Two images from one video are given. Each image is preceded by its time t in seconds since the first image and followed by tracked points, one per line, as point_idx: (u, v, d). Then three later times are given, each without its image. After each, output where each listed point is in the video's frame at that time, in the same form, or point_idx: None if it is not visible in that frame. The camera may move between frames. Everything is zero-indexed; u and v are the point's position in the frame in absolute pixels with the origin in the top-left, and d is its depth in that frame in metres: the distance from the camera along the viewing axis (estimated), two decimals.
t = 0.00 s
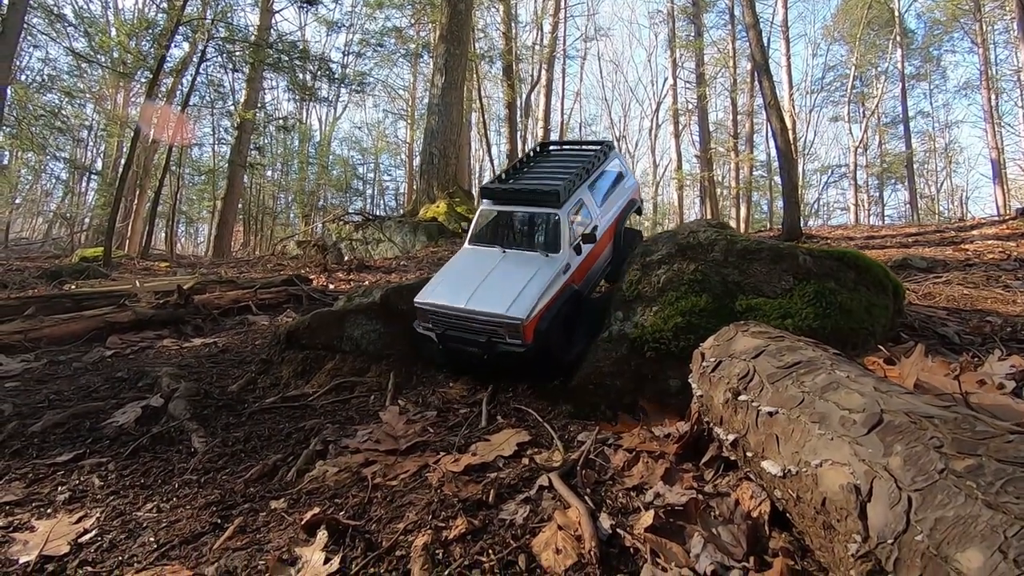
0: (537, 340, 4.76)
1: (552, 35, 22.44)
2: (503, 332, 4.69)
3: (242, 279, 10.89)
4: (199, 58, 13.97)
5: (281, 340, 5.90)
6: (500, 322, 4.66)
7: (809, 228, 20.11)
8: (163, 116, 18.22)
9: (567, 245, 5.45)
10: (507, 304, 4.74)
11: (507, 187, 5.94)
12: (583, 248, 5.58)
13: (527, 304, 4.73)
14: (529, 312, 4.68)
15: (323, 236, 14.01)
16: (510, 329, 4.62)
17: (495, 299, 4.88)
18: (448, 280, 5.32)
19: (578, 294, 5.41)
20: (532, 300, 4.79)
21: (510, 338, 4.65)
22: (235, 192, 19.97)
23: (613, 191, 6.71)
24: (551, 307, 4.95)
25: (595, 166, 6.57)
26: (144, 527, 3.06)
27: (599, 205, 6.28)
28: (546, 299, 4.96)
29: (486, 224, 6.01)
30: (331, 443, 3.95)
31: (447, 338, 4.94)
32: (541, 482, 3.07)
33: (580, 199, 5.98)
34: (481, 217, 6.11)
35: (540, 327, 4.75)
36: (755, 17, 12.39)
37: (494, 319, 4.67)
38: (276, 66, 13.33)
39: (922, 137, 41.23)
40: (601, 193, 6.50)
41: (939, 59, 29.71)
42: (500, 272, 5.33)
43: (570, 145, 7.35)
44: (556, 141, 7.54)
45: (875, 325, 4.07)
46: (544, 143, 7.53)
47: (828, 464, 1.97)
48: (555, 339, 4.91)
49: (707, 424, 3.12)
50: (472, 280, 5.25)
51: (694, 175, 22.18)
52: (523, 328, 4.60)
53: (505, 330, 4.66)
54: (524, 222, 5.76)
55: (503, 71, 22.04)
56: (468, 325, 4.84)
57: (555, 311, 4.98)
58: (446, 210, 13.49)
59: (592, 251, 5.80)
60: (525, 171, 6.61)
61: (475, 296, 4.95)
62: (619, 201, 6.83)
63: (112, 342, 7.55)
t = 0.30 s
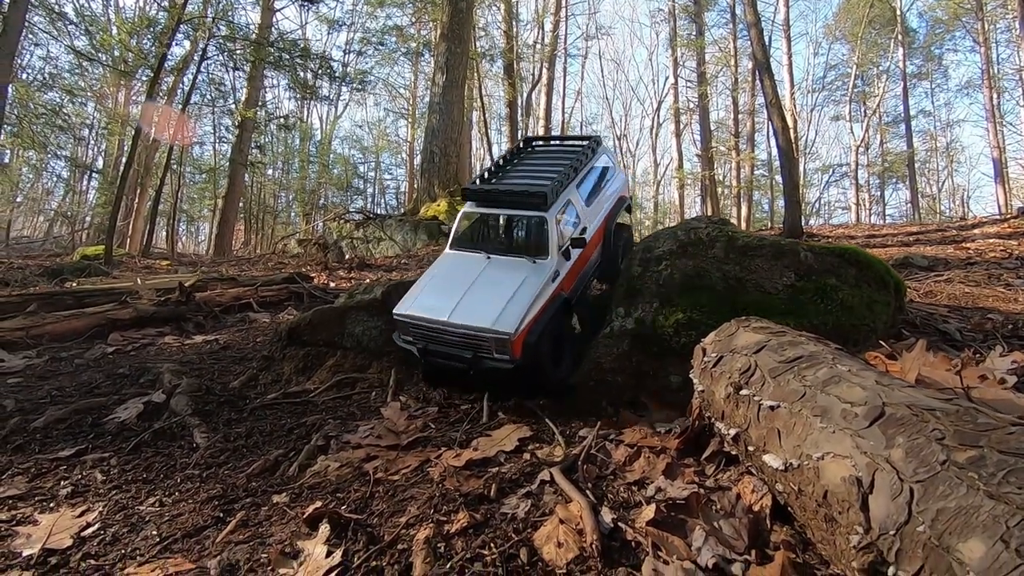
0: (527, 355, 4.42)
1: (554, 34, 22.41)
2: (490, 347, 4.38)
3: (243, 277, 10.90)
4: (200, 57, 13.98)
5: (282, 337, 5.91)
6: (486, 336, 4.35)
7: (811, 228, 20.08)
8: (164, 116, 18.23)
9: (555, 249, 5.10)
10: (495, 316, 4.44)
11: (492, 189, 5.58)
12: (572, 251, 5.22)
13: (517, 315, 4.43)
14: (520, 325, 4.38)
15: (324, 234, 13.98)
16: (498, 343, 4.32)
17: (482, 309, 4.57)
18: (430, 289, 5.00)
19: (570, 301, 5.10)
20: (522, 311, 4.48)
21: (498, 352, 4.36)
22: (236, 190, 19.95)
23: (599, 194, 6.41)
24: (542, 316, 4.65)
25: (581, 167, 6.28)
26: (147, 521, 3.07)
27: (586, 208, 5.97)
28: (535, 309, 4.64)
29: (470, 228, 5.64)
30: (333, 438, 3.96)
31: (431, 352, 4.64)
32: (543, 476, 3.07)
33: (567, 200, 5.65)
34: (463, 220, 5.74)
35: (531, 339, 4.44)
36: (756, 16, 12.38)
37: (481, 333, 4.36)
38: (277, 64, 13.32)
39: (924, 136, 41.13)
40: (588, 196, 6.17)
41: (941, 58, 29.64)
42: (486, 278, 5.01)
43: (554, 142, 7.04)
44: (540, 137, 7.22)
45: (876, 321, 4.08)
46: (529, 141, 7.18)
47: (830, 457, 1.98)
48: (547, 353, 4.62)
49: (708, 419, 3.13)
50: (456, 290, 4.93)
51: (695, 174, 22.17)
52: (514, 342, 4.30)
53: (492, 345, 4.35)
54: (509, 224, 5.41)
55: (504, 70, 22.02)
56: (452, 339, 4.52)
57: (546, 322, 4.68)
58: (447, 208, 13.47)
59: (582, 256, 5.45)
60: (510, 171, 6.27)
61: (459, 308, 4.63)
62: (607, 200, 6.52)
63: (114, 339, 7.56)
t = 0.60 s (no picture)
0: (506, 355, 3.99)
1: (555, 33, 22.36)
2: (467, 349, 3.95)
3: (247, 275, 10.92)
4: (202, 55, 13.99)
5: (288, 334, 5.92)
6: (460, 337, 3.93)
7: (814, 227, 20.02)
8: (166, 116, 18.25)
9: (527, 249, 4.92)
10: (468, 315, 4.04)
11: (460, 202, 5.60)
12: (546, 250, 5.04)
13: (491, 311, 4.06)
14: (494, 319, 3.99)
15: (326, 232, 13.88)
16: (473, 342, 3.90)
17: (455, 311, 4.18)
18: (399, 308, 4.60)
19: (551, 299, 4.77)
20: (496, 307, 4.11)
21: (474, 354, 3.93)
22: (238, 189, 19.93)
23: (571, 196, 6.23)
24: (518, 313, 4.27)
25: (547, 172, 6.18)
26: (158, 517, 3.09)
27: (558, 209, 5.80)
28: (511, 305, 4.25)
29: (442, 244, 5.58)
30: (340, 436, 3.97)
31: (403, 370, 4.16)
32: (552, 473, 3.09)
33: (536, 202, 5.53)
34: (436, 239, 5.67)
35: (508, 337, 4.04)
36: (758, 15, 12.37)
37: (453, 334, 3.95)
38: (279, 63, 13.34)
39: (927, 136, 40.96)
40: (560, 199, 6.02)
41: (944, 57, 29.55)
42: (457, 287, 4.66)
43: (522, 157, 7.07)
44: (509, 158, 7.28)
45: (882, 319, 4.08)
46: (498, 162, 7.23)
47: (842, 454, 1.99)
48: (532, 358, 4.20)
49: (716, 416, 3.14)
50: (428, 302, 4.55)
51: (697, 173, 22.12)
52: (489, 338, 3.89)
53: (468, 345, 3.92)
54: (479, 232, 5.35)
55: (506, 69, 22.00)
56: (424, 350, 4.08)
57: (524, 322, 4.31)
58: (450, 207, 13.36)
59: (558, 255, 5.23)
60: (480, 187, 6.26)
61: (431, 316, 4.24)
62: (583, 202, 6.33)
63: (119, 337, 7.58)
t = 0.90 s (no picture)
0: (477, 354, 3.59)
1: (558, 31, 22.34)
2: (430, 345, 3.57)
3: (251, 273, 10.95)
4: (206, 54, 14.04)
5: (294, 332, 5.95)
6: (422, 331, 3.58)
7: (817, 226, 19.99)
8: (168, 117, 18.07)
9: (500, 250, 4.56)
10: (433, 308, 3.72)
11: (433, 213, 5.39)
12: (521, 251, 4.65)
13: (457, 303, 3.71)
14: (460, 311, 3.63)
15: (328, 231, 13.38)
16: (435, 335, 3.54)
17: (420, 307, 3.82)
18: (366, 315, 4.25)
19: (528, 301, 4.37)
20: (464, 299, 3.77)
21: (438, 351, 3.55)
22: (241, 188, 19.98)
23: (558, 203, 5.80)
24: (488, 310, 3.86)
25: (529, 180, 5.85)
26: (169, 511, 3.10)
27: (540, 214, 5.40)
28: (479, 302, 3.85)
29: (417, 257, 5.27)
30: (349, 431, 3.99)
31: (362, 376, 3.74)
32: (560, 471, 3.09)
33: (514, 204, 5.19)
34: (412, 250, 5.39)
35: (476, 332, 3.65)
36: (762, 14, 12.35)
37: (415, 327, 3.61)
38: (283, 62, 13.39)
39: (931, 135, 40.83)
40: (544, 205, 5.62)
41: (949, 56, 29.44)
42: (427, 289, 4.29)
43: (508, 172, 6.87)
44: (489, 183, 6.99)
45: (891, 318, 4.08)
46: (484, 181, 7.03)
47: (855, 449, 2.00)
48: (507, 364, 3.80)
49: (725, 413, 3.14)
50: (397, 304, 4.20)
51: (699, 172, 22.10)
52: (453, 329, 3.53)
53: (430, 339, 3.55)
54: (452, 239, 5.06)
55: (509, 68, 22.01)
56: (387, 351, 3.72)
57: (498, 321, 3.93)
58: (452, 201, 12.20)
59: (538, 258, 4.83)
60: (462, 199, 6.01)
61: (396, 315, 3.89)
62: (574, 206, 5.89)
63: (126, 334, 7.62)
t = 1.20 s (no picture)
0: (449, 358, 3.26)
1: (562, 30, 22.30)
2: (400, 339, 3.33)
3: (256, 271, 10.99)
4: (209, 53, 14.08)
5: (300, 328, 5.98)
6: (392, 322, 3.34)
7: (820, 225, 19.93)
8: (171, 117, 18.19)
9: (490, 255, 4.44)
10: (408, 301, 3.50)
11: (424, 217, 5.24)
12: (511, 259, 4.52)
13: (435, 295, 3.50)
14: (436, 304, 3.42)
15: (332, 230, 13.54)
16: (405, 327, 3.30)
17: (394, 300, 3.60)
18: (335, 309, 3.98)
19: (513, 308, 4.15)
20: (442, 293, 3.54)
21: (408, 346, 3.31)
22: (244, 186, 20.01)
23: (556, 225, 5.71)
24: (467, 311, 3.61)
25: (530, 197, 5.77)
26: (180, 503, 3.14)
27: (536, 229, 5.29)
28: (460, 300, 3.64)
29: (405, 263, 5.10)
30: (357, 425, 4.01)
31: (323, 369, 3.46)
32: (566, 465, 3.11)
33: (508, 214, 5.10)
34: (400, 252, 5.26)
35: (452, 330, 3.41)
36: (767, 13, 12.33)
37: (385, 317, 3.36)
38: (286, 60, 13.43)
39: (936, 135, 40.66)
40: (542, 224, 5.50)
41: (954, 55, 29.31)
42: (406, 287, 4.08)
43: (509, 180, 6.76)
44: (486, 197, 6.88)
45: (897, 315, 4.08)
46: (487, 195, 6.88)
47: (863, 441, 2.01)
48: (481, 371, 3.40)
49: (731, 408, 3.16)
50: (371, 299, 3.97)
51: (703, 172, 22.04)
52: (427, 322, 3.30)
53: (400, 332, 3.31)
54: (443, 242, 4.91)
55: (512, 67, 21.99)
56: (352, 343, 3.47)
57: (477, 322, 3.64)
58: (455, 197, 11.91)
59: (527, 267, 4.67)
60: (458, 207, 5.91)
61: (367, 308, 3.65)
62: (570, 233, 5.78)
63: (133, 330, 7.67)
